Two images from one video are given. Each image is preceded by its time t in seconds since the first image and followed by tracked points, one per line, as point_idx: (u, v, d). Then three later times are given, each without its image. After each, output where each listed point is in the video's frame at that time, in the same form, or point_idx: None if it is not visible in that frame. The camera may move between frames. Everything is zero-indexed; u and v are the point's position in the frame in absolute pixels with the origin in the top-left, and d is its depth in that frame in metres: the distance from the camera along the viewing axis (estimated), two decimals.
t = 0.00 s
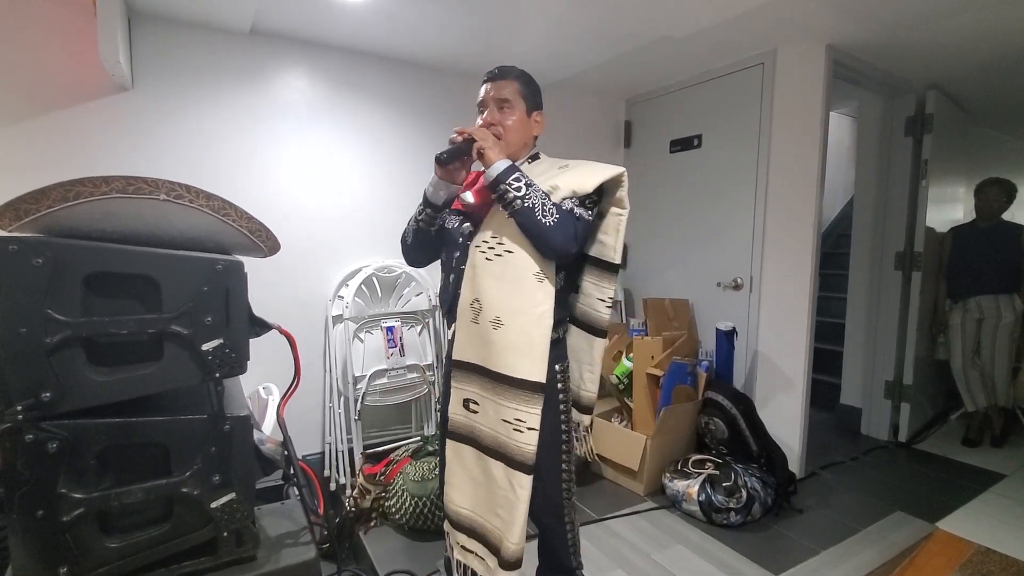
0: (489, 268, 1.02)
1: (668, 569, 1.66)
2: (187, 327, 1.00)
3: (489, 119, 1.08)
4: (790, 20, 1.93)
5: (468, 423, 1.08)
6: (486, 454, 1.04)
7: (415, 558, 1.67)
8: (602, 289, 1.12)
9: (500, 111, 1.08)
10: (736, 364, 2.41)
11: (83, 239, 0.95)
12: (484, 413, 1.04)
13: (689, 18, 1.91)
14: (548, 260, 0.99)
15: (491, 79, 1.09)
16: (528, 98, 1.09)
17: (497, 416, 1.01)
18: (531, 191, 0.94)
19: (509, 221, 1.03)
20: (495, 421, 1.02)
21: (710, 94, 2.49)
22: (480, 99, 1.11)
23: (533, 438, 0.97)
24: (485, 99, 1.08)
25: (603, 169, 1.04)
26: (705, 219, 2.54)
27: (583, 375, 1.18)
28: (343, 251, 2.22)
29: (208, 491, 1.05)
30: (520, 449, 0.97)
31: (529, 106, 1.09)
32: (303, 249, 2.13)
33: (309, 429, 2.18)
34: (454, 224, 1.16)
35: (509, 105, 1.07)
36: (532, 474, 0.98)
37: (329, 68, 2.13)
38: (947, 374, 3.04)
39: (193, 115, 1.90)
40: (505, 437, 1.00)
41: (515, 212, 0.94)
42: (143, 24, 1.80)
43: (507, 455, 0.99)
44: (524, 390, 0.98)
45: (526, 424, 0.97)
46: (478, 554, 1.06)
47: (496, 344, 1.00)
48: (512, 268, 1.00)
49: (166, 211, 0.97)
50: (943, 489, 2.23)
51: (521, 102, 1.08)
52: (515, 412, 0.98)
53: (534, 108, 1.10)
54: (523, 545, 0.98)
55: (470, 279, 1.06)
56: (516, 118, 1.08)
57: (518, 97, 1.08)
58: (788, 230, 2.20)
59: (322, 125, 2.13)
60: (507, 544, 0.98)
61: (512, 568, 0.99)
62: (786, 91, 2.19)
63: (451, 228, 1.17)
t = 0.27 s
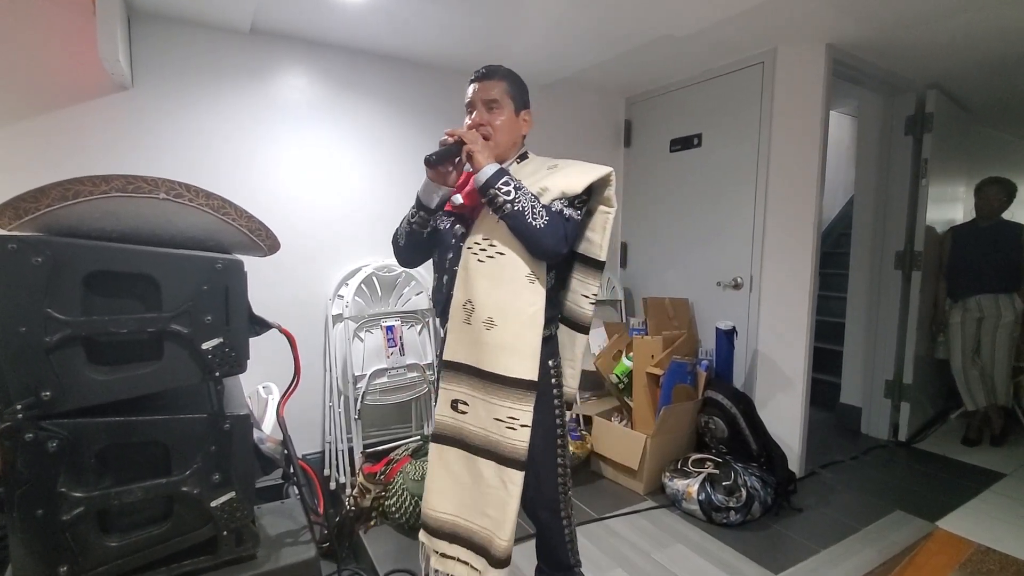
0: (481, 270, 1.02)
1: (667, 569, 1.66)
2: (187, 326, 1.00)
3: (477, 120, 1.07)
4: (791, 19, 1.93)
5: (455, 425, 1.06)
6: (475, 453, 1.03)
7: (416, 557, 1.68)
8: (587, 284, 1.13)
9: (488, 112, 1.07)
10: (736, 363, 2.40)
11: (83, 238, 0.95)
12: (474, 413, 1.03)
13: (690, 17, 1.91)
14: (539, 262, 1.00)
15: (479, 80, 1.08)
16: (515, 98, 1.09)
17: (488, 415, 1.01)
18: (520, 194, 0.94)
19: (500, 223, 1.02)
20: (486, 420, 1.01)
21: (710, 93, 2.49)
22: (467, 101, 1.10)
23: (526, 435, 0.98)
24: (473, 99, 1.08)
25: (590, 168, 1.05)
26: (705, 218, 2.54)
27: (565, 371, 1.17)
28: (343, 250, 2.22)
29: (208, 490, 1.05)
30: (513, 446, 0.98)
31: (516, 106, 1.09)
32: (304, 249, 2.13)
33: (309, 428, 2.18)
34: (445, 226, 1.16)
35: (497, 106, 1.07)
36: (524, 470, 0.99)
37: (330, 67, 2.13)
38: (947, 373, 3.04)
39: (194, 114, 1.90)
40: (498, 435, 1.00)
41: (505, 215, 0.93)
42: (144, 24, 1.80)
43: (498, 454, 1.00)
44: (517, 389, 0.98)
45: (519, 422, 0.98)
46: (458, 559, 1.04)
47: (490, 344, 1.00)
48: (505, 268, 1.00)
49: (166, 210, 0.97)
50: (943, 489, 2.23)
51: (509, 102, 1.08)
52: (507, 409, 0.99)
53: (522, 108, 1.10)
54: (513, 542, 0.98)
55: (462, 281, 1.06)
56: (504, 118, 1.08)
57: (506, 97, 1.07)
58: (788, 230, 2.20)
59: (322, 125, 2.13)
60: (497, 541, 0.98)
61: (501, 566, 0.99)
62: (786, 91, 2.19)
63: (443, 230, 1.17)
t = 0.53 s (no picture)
0: (483, 269, 1.02)
1: (667, 567, 1.66)
2: (188, 326, 1.00)
3: (479, 120, 1.07)
4: (791, 18, 1.93)
5: (455, 423, 1.06)
6: (475, 451, 1.03)
7: (416, 556, 1.68)
8: (588, 284, 1.12)
9: (490, 112, 1.07)
10: (736, 362, 2.40)
11: (83, 237, 0.95)
12: (474, 411, 1.03)
13: (690, 15, 1.91)
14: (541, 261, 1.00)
15: (480, 80, 1.08)
16: (517, 98, 1.09)
17: (489, 413, 1.01)
18: (523, 194, 0.94)
19: (503, 223, 1.02)
20: (486, 418, 1.01)
21: (710, 92, 2.49)
22: (468, 100, 1.10)
23: (527, 433, 0.98)
24: (474, 100, 1.08)
25: (591, 168, 1.05)
26: (705, 217, 2.54)
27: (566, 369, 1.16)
28: (343, 249, 2.22)
29: (209, 488, 1.05)
30: (514, 443, 0.98)
31: (517, 105, 1.09)
32: (304, 248, 2.13)
33: (309, 427, 2.19)
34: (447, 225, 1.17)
35: (499, 106, 1.07)
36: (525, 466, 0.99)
37: (330, 66, 2.13)
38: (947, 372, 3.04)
39: (194, 113, 1.90)
40: (498, 433, 1.00)
41: (507, 215, 0.93)
42: (144, 23, 1.80)
43: (499, 451, 1.00)
44: (517, 387, 0.98)
45: (520, 420, 0.98)
46: (459, 556, 1.03)
47: (491, 344, 1.00)
48: (507, 268, 1.00)
49: (166, 209, 0.97)
50: (943, 487, 2.24)
51: (510, 101, 1.08)
52: (509, 407, 0.99)
53: (523, 107, 1.10)
54: (514, 537, 0.98)
55: (464, 279, 1.06)
56: (506, 118, 1.08)
57: (507, 97, 1.07)
58: (788, 229, 2.20)
59: (322, 124, 2.13)
60: (498, 536, 0.98)
61: (503, 561, 0.99)
62: (786, 90, 2.19)
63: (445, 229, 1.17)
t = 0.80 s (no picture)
0: (493, 268, 1.02)
1: (667, 566, 1.66)
2: (187, 324, 1.00)
3: (495, 118, 1.07)
4: (790, 17, 1.93)
5: (465, 422, 1.07)
6: (483, 452, 1.03)
7: (416, 555, 1.68)
8: (602, 287, 1.12)
9: (506, 110, 1.07)
10: (736, 361, 2.41)
11: (83, 236, 0.95)
12: (482, 412, 1.04)
13: (690, 14, 1.90)
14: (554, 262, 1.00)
15: (497, 76, 1.07)
16: (533, 96, 1.08)
17: (496, 415, 1.01)
18: (538, 195, 0.94)
19: (515, 222, 1.02)
20: (493, 419, 1.02)
21: (710, 91, 2.49)
22: (484, 98, 1.09)
23: (533, 437, 0.97)
24: (490, 97, 1.07)
25: (607, 170, 1.05)
26: (705, 216, 2.54)
27: (581, 372, 1.17)
28: (343, 249, 2.22)
29: (209, 487, 1.05)
30: (519, 447, 0.98)
31: (534, 104, 1.09)
32: (303, 247, 2.13)
33: (309, 425, 2.19)
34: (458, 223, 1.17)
35: (515, 104, 1.07)
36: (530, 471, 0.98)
37: (330, 65, 2.13)
38: (947, 371, 3.04)
39: (194, 112, 1.90)
40: (504, 435, 1.00)
41: (521, 215, 0.93)
42: (144, 21, 1.80)
43: (505, 454, 0.99)
44: (524, 390, 0.98)
45: (526, 424, 0.97)
46: (467, 551, 1.05)
47: (498, 344, 1.00)
48: (517, 267, 1.00)
49: (165, 208, 0.97)
50: (943, 486, 2.24)
51: (527, 100, 1.07)
52: (515, 410, 0.98)
53: (539, 105, 1.10)
54: (518, 540, 0.98)
55: (474, 277, 1.06)
56: (522, 116, 1.07)
57: (524, 95, 1.06)
58: (787, 228, 2.20)
59: (322, 123, 2.13)
60: (502, 539, 0.98)
61: (506, 563, 0.99)
62: (785, 89, 2.19)
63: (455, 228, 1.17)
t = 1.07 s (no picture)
0: (502, 275, 1.01)
1: (666, 566, 1.67)
2: (187, 324, 1.00)
3: (507, 120, 1.06)
4: (790, 17, 1.93)
5: (469, 425, 1.07)
6: (483, 457, 1.03)
7: (415, 554, 1.68)
8: (607, 291, 1.13)
9: (519, 112, 1.06)
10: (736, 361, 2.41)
11: (82, 235, 0.95)
12: (485, 417, 1.04)
13: (690, 13, 1.90)
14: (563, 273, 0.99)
15: (509, 77, 1.06)
16: (547, 98, 1.07)
17: (497, 422, 1.01)
18: (551, 208, 0.93)
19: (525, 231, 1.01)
20: (495, 426, 1.01)
21: (710, 91, 2.49)
22: (496, 98, 1.08)
23: (532, 447, 0.97)
24: (502, 99, 1.06)
25: (620, 178, 1.04)
26: (705, 216, 2.54)
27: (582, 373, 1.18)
28: (342, 248, 2.22)
29: (209, 487, 1.05)
30: (517, 456, 0.98)
31: (547, 106, 1.08)
32: (303, 246, 2.13)
33: (308, 425, 2.18)
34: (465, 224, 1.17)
35: (528, 106, 1.06)
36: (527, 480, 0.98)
37: (330, 64, 2.12)
38: (947, 371, 3.04)
39: (194, 111, 1.90)
40: (504, 443, 1.00)
41: (534, 230, 0.92)
42: (143, 20, 1.80)
43: (504, 461, 0.99)
44: (526, 398, 0.97)
45: (525, 433, 0.97)
46: (462, 554, 1.07)
47: (502, 351, 0.99)
48: (526, 275, 0.99)
49: (165, 208, 0.97)
50: (942, 486, 2.24)
51: (540, 102, 1.06)
52: (515, 419, 0.98)
53: (552, 107, 1.09)
54: (512, 550, 0.98)
55: (480, 281, 1.04)
56: (535, 119, 1.07)
57: (538, 97, 1.06)
58: (787, 228, 2.20)
59: (321, 122, 2.13)
60: (496, 547, 0.99)
61: (499, 572, 1.00)
62: (786, 89, 2.19)
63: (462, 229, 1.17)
